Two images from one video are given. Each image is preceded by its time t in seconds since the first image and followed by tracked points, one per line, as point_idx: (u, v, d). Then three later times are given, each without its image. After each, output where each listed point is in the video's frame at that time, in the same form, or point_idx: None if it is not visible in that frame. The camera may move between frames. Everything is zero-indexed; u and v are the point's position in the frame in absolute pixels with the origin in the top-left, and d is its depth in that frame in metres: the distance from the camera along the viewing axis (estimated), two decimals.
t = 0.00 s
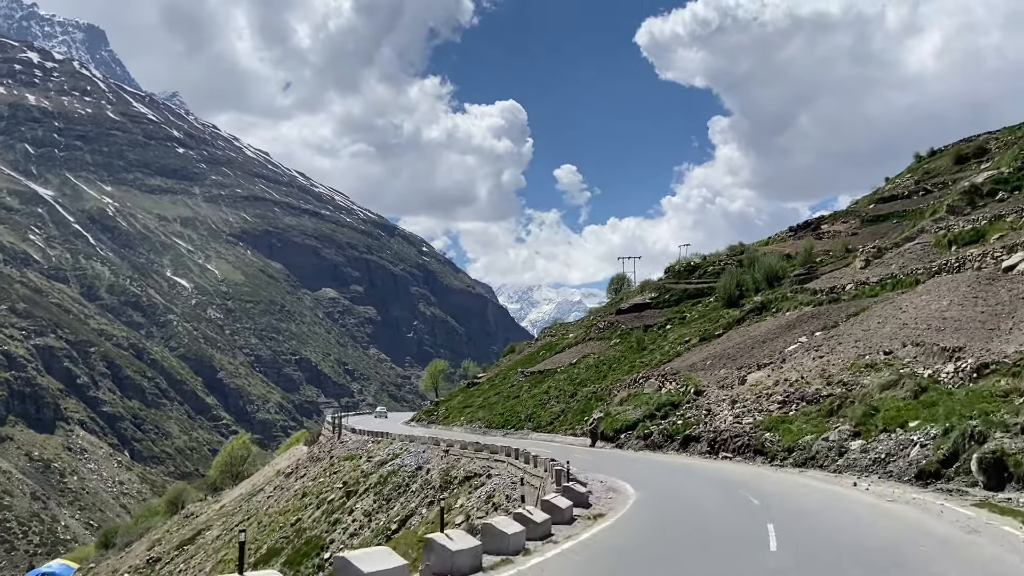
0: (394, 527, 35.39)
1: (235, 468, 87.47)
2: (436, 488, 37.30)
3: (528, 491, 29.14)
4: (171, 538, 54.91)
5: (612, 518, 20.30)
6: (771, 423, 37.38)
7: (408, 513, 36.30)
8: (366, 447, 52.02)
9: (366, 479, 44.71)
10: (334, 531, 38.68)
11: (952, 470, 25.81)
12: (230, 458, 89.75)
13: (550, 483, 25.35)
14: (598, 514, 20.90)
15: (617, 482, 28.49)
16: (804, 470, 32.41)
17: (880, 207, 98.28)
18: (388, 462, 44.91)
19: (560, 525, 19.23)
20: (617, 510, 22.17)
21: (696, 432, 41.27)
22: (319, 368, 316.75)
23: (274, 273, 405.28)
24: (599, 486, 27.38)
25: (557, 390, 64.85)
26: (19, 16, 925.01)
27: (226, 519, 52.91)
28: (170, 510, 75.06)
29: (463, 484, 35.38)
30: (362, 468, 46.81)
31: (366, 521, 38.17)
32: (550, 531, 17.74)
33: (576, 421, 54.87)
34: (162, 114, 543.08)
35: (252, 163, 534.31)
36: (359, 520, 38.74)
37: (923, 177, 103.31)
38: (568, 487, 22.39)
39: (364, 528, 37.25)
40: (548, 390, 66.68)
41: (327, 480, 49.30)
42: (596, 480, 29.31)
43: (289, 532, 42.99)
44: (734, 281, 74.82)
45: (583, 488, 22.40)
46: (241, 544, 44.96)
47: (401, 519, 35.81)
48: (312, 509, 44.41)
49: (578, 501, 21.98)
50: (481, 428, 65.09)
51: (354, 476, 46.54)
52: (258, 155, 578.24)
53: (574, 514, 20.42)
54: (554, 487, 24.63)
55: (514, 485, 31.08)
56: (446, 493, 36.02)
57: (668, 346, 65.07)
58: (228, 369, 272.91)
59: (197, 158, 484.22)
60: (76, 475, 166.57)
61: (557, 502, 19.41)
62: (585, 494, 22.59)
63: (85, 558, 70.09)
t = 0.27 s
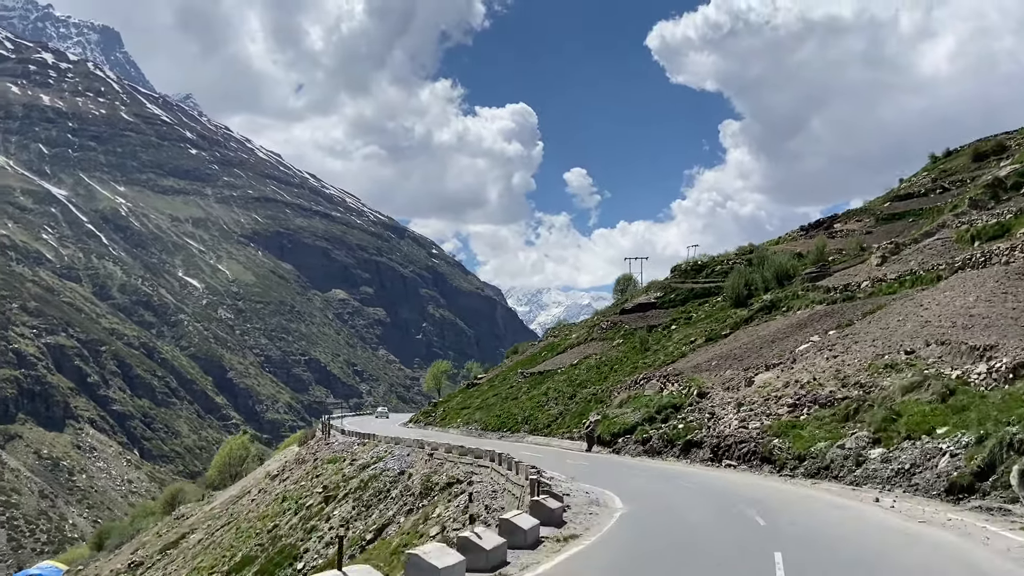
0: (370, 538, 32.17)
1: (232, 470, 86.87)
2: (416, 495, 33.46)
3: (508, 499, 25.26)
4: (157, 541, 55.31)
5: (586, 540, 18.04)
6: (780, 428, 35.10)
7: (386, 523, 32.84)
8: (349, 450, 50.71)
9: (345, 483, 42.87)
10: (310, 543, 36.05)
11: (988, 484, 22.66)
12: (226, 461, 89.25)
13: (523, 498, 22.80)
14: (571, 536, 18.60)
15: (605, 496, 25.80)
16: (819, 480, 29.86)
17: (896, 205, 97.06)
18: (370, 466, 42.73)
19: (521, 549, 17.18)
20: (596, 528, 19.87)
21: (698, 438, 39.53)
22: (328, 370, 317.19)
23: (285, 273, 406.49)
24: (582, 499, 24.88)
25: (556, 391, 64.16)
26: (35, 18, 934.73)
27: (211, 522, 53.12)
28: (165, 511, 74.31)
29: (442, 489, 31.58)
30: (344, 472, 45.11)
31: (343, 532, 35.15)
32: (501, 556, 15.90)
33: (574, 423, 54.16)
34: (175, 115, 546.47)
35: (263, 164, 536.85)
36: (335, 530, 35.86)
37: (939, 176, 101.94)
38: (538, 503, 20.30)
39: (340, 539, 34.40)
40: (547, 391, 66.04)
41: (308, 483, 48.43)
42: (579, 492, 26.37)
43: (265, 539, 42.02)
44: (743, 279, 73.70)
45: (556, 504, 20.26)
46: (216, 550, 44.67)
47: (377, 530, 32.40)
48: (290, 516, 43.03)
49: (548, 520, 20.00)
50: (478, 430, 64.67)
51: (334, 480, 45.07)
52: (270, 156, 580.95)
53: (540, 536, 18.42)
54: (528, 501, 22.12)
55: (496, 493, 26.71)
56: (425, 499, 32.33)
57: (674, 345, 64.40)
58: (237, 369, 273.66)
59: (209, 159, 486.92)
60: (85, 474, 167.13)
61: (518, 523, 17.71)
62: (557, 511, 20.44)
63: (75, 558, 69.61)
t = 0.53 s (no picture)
0: (349, 550, 27.97)
1: (236, 472, 85.84)
2: (400, 504, 29.75)
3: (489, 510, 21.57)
4: (147, 546, 55.14)
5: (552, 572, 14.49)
6: (800, 434, 29.50)
7: (366, 534, 28.76)
8: (340, 454, 49.79)
9: (330, 490, 40.33)
10: (288, 557, 32.83)
11: None
12: (229, 465, 88.11)
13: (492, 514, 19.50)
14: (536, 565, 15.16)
15: (594, 510, 21.98)
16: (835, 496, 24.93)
17: (922, 202, 94.83)
18: (358, 471, 40.34)
19: None
20: (572, 557, 16.30)
21: (708, 445, 33.87)
22: (344, 372, 318.14)
23: (302, 275, 408.54)
24: (565, 517, 21.06)
25: (564, 394, 62.81)
26: (60, 22, 950.36)
27: (204, 526, 52.62)
28: (164, 513, 72.89)
29: (429, 499, 27.81)
30: (330, 477, 42.89)
31: (323, 545, 31.57)
32: None
33: (579, 427, 51.04)
34: (196, 117, 551.74)
35: (282, 166, 540.67)
36: (316, 544, 32.34)
37: (967, 174, 99.25)
38: (499, 523, 17.11)
39: (318, 552, 30.97)
40: (554, 394, 64.90)
41: (294, 488, 46.87)
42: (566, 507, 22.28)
43: (244, 548, 39.52)
44: (761, 278, 72.52)
45: (519, 525, 17.03)
46: (197, 558, 42.93)
47: (358, 541, 28.38)
48: (272, 523, 40.67)
49: (510, 543, 16.73)
50: (482, 434, 63.67)
51: (319, 486, 42.86)
52: (289, 159, 585.02)
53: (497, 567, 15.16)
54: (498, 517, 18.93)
55: (480, 504, 23.20)
56: (413, 507, 28.43)
57: (685, 347, 63.33)
58: (253, 370, 275.13)
59: (228, 161, 491.20)
60: (100, 474, 168.39)
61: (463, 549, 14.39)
62: (525, 535, 17.17)
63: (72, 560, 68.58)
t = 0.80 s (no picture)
0: (331, 563, 27.06)
1: (249, 472, 85.76)
2: (387, 513, 28.66)
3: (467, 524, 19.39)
4: (144, 550, 54.91)
5: None
6: (833, 441, 27.30)
7: (350, 545, 27.69)
8: (336, 456, 49.40)
9: (320, 495, 39.42)
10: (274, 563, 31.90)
11: None
12: (241, 467, 87.79)
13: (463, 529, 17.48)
14: None
15: (592, 527, 19.71)
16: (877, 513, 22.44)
17: (959, 199, 92.15)
18: (349, 476, 39.64)
19: None
20: None
21: (728, 452, 32.32)
22: (367, 373, 319.55)
23: (326, 276, 411.26)
24: (555, 534, 18.74)
25: (578, 395, 62.18)
26: (92, 26, 969.32)
27: (201, 529, 51.74)
28: (175, 513, 72.93)
29: (417, 508, 26.31)
30: (322, 482, 42.25)
31: (310, 553, 30.66)
32: None
33: (591, 431, 50.06)
34: (223, 119, 558.25)
35: (307, 168, 545.38)
36: (303, 550, 31.47)
37: (1004, 170, 96.57)
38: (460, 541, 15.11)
39: (303, 561, 30.02)
40: (568, 395, 64.21)
41: (286, 492, 46.21)
42: (551, 523, 20.05)
43: (231, 555, 38.44)
44: (787, 276, 70.81)
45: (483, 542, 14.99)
46: (189, 561, 42.20)
47: (342, 549, 27.66)
48: (261, 529, 39.58)
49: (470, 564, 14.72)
50: (493, 436, 63.17)
51: (311, 490, 41.94)
52: (314, 161, 590.03)
53: None
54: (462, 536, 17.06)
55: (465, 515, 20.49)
56: (399, 519, 26.89)
57: (706, 347, 62.28)
58: (277, 371, 277.42)
59: (255, 163, 496.55)
60: (125, 472, 170.38)
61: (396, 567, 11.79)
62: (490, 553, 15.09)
63: (78, 560, 68.26)
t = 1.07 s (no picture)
0: None
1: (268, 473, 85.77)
2: (376, 522, 26.70)
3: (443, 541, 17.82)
4: (148, 552, 54.70)
5: None
6: (880, 450, 25.51)
7: (334, 559, 25.80)
8: (337, 459, 49.06)
9: (315, 499, 38.42)
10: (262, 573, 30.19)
11: None
12: (262, 467, 87.70)
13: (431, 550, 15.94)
14: None
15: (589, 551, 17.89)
16: (936, 538, 20.18)
17: (1005, 195, 89.24)
18: (346, 480, 38.70)
19: None
20: None
21: (758, 460, 30.84)
22: (395, 375, 320.90)
23: (356, 278, 414.23)
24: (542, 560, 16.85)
25: (598, 398, 61.18)
26: (129, 32, 990.83)
27: (200, 534, 50.91)
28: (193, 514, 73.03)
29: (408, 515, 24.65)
30: (319, 485, 41.43)
31: (301, 562, 28.77)
32: None
33: (610, 435, 49.11)
34: (256, 123, 565.74)
35: (337, 172, 550.47)
36: (291, 560, 29.75)
37: None
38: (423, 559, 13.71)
39: (289, 572, 28.40)
40: (588, 398, 63.23)
41: (282, 496, 45.50)
42: (538, 547, 18.13)
43: (221, 563, 37.27)
44: (824, 273, 69.08)
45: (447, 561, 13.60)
46: (185, 566, 41.26)
47: (329, 562, 25.87)
48: (253, 536, 38.77)
49: None
50: (508, 440, 62.39)
51: (305, 495, 40.94)
52: (345, 164, 595.43)
53: None
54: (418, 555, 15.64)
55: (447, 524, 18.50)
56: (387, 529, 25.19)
57: (735, 347, 60.96)
58: (307, 372, 279.98)
59: (287, 166, 502.44)
60: (157, 471, 172.83)
61: None
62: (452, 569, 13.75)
63: (93, 561, 68.47)
